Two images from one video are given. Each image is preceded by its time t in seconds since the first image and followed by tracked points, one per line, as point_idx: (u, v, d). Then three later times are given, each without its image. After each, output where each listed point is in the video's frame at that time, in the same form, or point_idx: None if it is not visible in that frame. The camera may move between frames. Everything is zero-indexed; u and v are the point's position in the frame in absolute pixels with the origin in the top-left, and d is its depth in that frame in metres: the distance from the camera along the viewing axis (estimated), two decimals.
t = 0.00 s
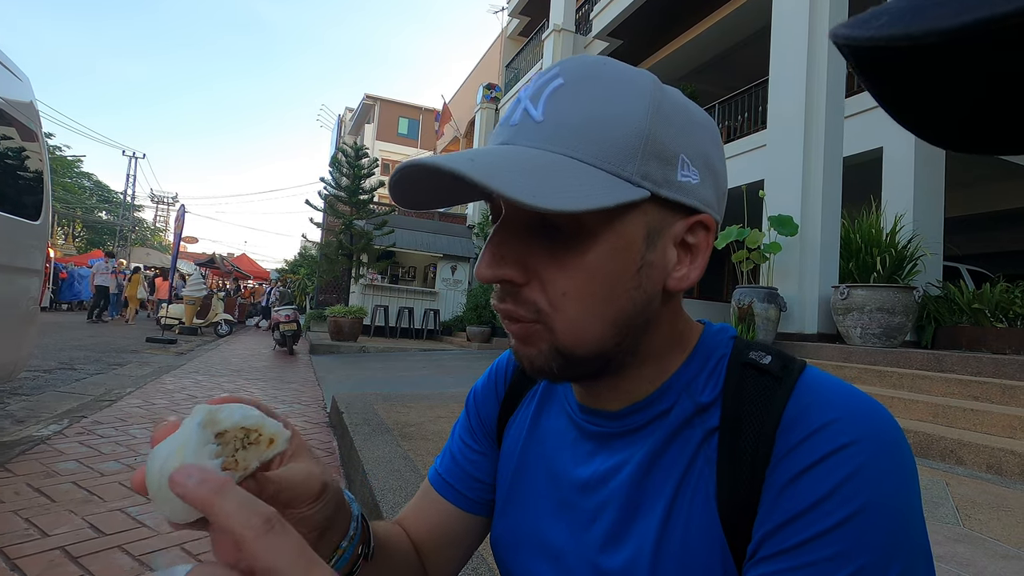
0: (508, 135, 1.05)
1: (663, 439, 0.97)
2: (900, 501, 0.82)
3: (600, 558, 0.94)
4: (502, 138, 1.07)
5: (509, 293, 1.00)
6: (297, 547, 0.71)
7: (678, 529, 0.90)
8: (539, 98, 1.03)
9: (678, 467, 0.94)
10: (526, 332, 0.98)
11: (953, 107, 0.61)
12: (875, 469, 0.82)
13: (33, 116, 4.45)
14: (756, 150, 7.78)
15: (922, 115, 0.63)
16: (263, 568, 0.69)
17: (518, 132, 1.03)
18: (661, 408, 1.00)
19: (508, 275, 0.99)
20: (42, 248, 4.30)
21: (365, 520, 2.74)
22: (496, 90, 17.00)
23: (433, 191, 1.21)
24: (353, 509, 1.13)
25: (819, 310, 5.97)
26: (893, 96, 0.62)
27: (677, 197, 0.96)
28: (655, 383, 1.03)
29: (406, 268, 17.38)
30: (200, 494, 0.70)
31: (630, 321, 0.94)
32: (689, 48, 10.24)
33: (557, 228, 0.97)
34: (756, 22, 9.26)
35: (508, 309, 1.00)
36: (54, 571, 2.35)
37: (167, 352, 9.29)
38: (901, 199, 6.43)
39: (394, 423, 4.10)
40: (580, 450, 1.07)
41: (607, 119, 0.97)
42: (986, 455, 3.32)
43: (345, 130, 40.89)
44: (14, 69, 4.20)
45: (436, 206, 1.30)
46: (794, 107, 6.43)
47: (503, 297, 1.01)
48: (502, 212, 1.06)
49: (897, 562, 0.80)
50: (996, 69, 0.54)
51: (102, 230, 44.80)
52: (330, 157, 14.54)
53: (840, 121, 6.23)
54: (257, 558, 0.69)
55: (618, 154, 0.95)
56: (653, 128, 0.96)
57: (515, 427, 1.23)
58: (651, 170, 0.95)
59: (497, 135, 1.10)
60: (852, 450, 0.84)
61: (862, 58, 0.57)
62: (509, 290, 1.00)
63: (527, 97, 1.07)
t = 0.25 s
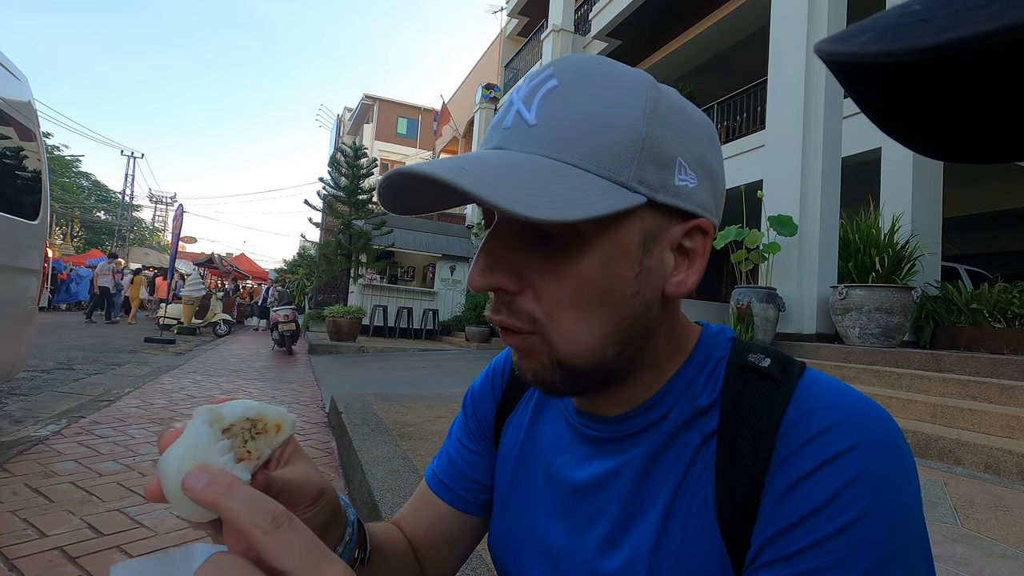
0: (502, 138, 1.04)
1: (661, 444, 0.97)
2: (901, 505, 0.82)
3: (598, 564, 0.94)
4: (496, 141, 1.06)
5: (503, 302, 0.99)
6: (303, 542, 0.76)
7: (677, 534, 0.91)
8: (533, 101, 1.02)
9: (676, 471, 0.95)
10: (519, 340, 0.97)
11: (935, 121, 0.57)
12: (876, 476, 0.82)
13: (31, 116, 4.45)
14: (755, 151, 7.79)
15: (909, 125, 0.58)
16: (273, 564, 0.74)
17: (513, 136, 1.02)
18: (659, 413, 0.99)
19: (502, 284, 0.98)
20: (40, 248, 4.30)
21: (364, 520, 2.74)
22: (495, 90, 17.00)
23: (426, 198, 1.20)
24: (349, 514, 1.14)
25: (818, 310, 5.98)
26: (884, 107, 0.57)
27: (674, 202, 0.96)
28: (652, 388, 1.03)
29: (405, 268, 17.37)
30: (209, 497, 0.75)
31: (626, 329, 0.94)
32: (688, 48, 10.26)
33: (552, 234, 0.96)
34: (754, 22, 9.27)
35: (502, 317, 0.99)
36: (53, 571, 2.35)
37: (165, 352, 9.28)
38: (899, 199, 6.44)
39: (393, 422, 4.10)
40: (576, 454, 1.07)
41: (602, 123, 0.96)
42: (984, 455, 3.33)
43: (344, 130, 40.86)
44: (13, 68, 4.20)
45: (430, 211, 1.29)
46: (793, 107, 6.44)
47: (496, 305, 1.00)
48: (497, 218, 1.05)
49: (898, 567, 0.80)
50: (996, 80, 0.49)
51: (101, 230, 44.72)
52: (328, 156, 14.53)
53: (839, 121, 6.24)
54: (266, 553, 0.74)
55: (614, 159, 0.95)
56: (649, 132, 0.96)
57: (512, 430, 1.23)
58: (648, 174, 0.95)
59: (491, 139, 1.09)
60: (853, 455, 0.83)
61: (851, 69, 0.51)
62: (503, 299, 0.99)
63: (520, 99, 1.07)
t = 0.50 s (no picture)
0: (502, 136, 1.04)
1: (659, 444, 0.97)
2: (901, 506, 0.82)
3: (594, 564, 0.95)
4: (496, 138, 1.06)
5: (500, 301, 0.99)
6: (309, 542, 0.77)
7: (675, 536, 0.91)
8: (534, 97, 1.02)
9: (675, 472, 0.95)
10: (517, 340, 0.97)
11: (928, 123, 0.57)
12: (876, 477, 0.82)
13: (30, 115, 4.44)
14: (754, 151, 7.80)
15: (903, 130, 0.58)
16: (280, 564, 0.75)
17: (513, 133, 1.02)
18: (657, 413, 0.99)
19: (500, 282, 0.98)
20: (39, 248, 4.29)
21: (363, 520, 2.74)
22: (494, 90, 17.01)
23: (423, 196, 1.20)
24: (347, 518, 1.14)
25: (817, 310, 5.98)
26: (880, 112, 0.57)
27: (674, 202, 0.96)
28: (650, 388, 1.03)
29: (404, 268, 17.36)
30: (217, 497, 0.76)
31: (625, 329, 0.94)
32: (687, 48, 10.26)
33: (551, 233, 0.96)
34: (753, 23, 9.28)
35: (497, 317, 0.99)
36: (51, 571, 2.34)
37: (164, 352, 9.28)
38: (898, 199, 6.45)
39: (392, 423, 4.10)
40: (574, 455, 1.07)
41: (603, 121, 0.96)
42: (982, 455, 3.33)
43: (343, 130, 40.84)
44: (11, 68, 4.20)
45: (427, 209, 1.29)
46: (791, 108, 6.45)
47: (492, 305, 1.00)
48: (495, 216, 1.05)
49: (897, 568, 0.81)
50: (988, 85, 0.49)
51: (99, 230, 44.67)
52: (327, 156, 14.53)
53: (837, 121, 6.25)
54: (271, 553, 0.75)
55: (614, 158, 0.95)
56: (651, 132, 0.96)
57: (510, 429, 1.23)
58: (648, 174, 0.95)
59: (490, 136, 1.09)
60: (854, 457, 0.84)
61: (844, 74, 0.51)
62: (500, 297, 0.99)
63: (520, 96, 1.06)
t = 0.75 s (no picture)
0: (514, 134, 1.03)
1: (660, 447, 0.97)
2: (904, 509, 0.82)
3: (593, 568, 0.95)
4: (506, 135, 1.05)
5: (504, 303, 0.97)
6: (315, 535, 0.77)
7: (675, 539, 0.91)
8: (547, 94, 1.01)
9: (675, 474, 0.95)
10: (522, 343, 0.96)
11: (923, 125, 0.57)
12: (878, 479, 0.82)
13: (28, 115, 4.43)
14: (753, 151, 7.81)
15: (898, 135, 0.58)
16: (287, 559, 0.76)
17: (526, 131, 1.00)
18: (658, 417, 0.99)
19: (505, 284, 0.96)
20: (37, 248, 4.28)
21: (362, 520, 2.74)
22: (493, 90, 17.02)
23: (429, 191, 1.18)
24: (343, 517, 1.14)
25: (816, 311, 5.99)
26: (876, 119, 0.57)
27: (685, 210, 0.94)
28: (652, 390, 1.02)
29: (403, 268, 17.36)
30: (224, 497, 0.79)
31: (632, 336, 0.93)
32: (686, 48, 10.26)
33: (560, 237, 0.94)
34: (752, 23, 9.29)
35: (502, 319, 0.98)
36: (50, 571, 2.34)
37: (162, 352, 9.27)
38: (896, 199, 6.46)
39: (392, 422, 4.10)
40: (575, 456, 1.07)
41: (617, 124, 0.94)
42: (980, 455, 3.34)
43: (342, 130, 40.83)
44: (9, 67, 4.18)
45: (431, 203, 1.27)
46: (790, 108, 6.46)
47: (497, 307, 0.99)
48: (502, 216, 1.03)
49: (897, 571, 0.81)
50: (983, 88, 0.49)
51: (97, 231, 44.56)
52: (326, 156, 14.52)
53: (836, 122, 6.26)
54: (280, 549, 0.76)
55: (627, 163, 0.93)
56: (665, 137, 0.94)
57: (510, 429, 1.23)
58: (661, 181, 0.93)
59: (501, 133, 1.08)
60: (856, 459, 0.84)
61: (840, 79, 0.51)
62: (504, 299, 0.97)
63: (534, 92, 1.04)
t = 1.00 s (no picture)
0: (527, 133, 1.00)
1: (665, 451, 0.97)
2: (911, 513, 0.82)
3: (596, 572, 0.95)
4: (519, 135, 1.02)
5: (511, 308, 0.94)
6: (322, 532, 0.80)
7: (679, 543, 0.91)
8: (563, 93, 0.97)
9: (680, 477, 0.95)
10: (529, 350, 0.93)
11: (924, 124, 0.57)
12: (886, 484, 0.82)
13: (27, 115, 4.43)
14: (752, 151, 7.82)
15: (899, 134, 0.58)
16: (296, 555, 0.78)
17: (540, 132, 0.97)
18: (663, 420, 0.99)
19: (511, 289, 0.93)
20: (35, 248, 4.27)
21: (362, 521, 2.73)
22: (492, 91, 17.03)
23: (435, 188, 1.15)
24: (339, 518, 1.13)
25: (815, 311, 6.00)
26: (877, 119, 0.57)
27: (702, 219, 0.91)
28: (658, 394, 1.01)
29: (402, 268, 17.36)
30: (227, 498, 0.79)
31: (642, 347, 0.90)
32: (685, 48, 10.27)
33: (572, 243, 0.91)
34: (752, 24, 9.30)
35: (509, 324, 0.95)
36: (49, 572, 2.34)
37: (161, 352, 9.27)
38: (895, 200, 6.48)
39: (391, 423, 4.11)
40: (579, 459, 1.06)
41: (636, 128, 0.91)
42: (979, 455, 3.34)
43: (341, 130, 40.82)
44: (7, 67, 4.18)
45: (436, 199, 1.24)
46: (789, 108, 6.46)
47: (502, 312, 0.96)
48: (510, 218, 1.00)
49: None
50: (984, 87, 0.49)
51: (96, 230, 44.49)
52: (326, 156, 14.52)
53: (834, 122, 6.27)
54: (287, 545, 0.78)
55: (644, 170, 0.90)
56: (684, 143, 0.91)
57: (513, 430, 1.22)
58: (678, 188, 0.90)
59: (513, 131, 1.04)
60: (863, 464, 0.84)
61: (840, 79, 0.51)
62: (511, 304, 0.94)
63: (549, 90, 1.01)
